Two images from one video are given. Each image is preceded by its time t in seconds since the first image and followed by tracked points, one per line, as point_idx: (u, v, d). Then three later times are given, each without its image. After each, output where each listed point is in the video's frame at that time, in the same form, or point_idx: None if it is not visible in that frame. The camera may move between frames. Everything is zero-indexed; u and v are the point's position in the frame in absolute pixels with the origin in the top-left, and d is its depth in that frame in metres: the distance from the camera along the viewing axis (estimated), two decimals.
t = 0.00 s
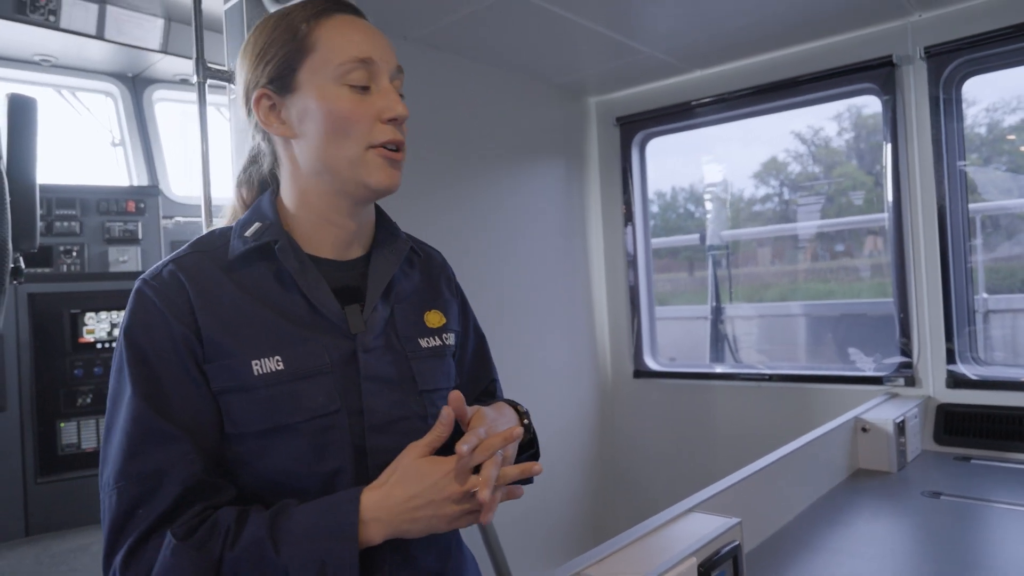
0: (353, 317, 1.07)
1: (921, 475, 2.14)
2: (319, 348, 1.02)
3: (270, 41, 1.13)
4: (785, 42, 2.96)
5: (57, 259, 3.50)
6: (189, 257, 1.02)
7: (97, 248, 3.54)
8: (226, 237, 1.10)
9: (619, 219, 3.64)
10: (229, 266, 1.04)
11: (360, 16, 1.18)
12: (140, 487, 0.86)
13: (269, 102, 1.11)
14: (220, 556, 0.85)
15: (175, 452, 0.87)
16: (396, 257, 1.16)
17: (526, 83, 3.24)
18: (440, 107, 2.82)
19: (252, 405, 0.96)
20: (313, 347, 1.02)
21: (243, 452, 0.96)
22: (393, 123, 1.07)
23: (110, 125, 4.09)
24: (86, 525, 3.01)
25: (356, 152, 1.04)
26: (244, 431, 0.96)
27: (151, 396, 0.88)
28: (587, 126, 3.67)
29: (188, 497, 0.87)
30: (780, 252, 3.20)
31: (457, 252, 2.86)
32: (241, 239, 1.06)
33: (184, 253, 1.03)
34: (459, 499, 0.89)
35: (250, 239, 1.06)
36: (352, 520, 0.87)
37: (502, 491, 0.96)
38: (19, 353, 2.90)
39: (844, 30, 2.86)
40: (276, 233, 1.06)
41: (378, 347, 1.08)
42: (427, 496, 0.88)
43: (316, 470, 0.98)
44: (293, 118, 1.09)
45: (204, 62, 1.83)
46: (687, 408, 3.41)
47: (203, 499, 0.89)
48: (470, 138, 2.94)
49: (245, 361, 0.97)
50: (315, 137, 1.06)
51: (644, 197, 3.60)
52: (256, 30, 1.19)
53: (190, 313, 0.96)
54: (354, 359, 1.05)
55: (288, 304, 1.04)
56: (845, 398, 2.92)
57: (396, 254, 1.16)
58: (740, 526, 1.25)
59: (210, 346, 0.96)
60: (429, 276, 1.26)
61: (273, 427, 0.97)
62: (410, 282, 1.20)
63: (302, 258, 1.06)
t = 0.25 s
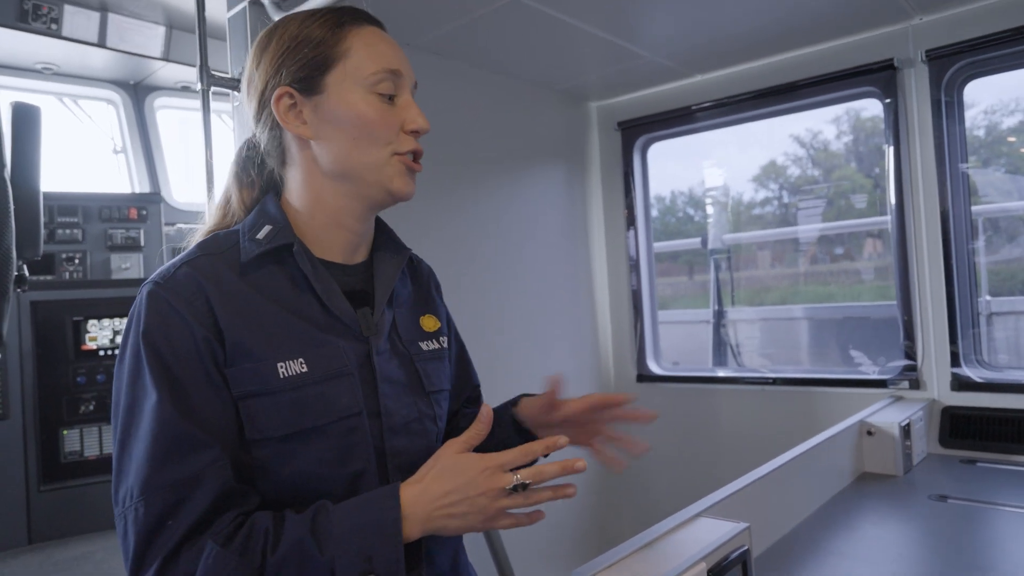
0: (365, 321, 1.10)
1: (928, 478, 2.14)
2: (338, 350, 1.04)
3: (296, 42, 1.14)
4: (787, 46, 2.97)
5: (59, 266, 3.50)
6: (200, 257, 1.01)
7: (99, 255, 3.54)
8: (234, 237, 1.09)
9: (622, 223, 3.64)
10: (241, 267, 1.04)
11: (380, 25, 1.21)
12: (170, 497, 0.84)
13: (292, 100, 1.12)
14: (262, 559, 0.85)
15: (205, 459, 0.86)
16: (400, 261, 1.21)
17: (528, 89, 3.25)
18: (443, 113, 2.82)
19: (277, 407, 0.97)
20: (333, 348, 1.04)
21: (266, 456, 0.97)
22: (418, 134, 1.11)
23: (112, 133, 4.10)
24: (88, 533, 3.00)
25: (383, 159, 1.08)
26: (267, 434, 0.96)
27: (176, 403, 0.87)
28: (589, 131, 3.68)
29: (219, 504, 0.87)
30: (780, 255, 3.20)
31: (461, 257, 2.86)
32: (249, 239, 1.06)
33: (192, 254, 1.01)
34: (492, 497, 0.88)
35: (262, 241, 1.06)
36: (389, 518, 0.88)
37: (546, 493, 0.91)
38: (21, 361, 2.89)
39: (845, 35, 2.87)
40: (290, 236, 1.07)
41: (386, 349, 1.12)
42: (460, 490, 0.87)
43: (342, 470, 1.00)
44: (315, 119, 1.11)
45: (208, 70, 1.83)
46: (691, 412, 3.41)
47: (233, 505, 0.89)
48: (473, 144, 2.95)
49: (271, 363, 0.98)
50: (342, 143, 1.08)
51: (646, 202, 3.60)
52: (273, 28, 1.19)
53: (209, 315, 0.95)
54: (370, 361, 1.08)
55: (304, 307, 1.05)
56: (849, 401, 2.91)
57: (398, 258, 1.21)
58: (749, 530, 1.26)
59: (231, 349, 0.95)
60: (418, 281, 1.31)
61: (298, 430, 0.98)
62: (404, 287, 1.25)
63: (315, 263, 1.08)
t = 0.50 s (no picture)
0: (365, 327, 1.13)
1: (934, 483, 2.14)
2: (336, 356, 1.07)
3: (303, 48, 1.15)
4: (788, 52, 2.98)
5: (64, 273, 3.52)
6: (201, 264, 1.04)
7: (104, 262, 3.56)
8: (233, 243, 1.12)
9: (624, 227, 3.65)
10: (240, 273, 1.07)
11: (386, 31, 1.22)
12: (148, 505, 0.85)
13: (298, 108, 1.12)
14: None
15: (185, 469, 0.87)
16: (403, 267, 1.23)
17: (531, 95, 3.26)
18: (447, 119, 2.83)
19: (271, 414, 0.99)
20: (330, 354, 1.06)
21: (257, 464, 0.98)
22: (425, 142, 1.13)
23: (116, 140, 4.13)
24: (93, 540, 3.00)
25: (391, 166, 1.09)
26: (260, 442, 0.98)
27: (160, 411, 0.88)
28: (592, 137, 3.69)
29: (197, 514, 0.87)
30: (781, 259, 3.21)
31: (464, 263, 2.87)
32: (251, 246, 1.09)
33: (191, 262, 1.04)
34: (473, 533, 0.83)
35: (262, 247, 1.08)
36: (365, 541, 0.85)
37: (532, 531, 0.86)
38: (27, 368, 2.90)
39: (846, 40, 2.88)
40: (290, 242, 1.09)
41: (387, 356, 1.14)
42: (438, 525, 0.83)
43: (336, 478, 1.02)
44: (322, 126, 1.12)
45: (214, 78, 1.84)
46: (695, 417, 3.41)
47: (210, 517, 0.89)
48: (476, 150, 2.96)
49: (266, 370, 1.00)
50: (350, 150, 1.09)
51: (648, 207, 3.61)
52: (278, 33, 1.20)
53: (204, 323, 0.97)
54: (369, 367, 1.11)
55: (303, 313, 1.08)
56: (853, 405, 2.91)
57: (402, 264, 1.23)
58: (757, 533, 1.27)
59: (225, 357, 0.97)
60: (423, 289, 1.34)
61: (292, 437, 1.00)
62: (410, 294, 1.27)
63: (315, 268, 1.11)
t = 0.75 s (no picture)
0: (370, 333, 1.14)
1: (939, 485, 2.14)
2: (336, 362, 1.09)
3: (283, 60, 1.21)
4: (790, 56, 2.99)
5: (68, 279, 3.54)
6: (205, 269, 1.09)
7: (108, 267, 3.57)
8: (239, 251, 1.16)
9: (628, 232, 3.65)
10: (244, 278, 1.11)
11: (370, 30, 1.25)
12: (130, 505, 0.90)
13: (283, 119, 1.19)
14: None
15: (166, 473, 0.91)
16: (412, 273, 1.24)
17: (533, 101, 3.27)
18: (450, 124, 2.84)
19: (264, 420, 1.01)
20: (328, 360, 1.08)
21: (248, 468, 1.01)
22: (407, 134, 1.12)
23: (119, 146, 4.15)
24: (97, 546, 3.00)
25: (371, 164, 1.10)
26: (253, 446, 1.01)
27: (147, 414, 0.92)
28: (594, 142, 3.70)
29: (177, 516, 0.91)
30: (782, 263, 3.23)
31: (468, 268, 2.87)
32: (257, 252, 1.13)
33: (196, 267, 1.09)
34: (442, 545, 0.84)
35: (266, 253, 1.12)
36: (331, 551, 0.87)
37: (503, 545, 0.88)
38: (32, 374, 2.91)
39: (847, 44, 2.89)
40: (291, 248, 1.12)
41: (393, 362, 1.16)
42: (407, 534, 0.84)
43: (329, 486, 1.04)
44: (306, 134, 1.17)
45: (220, 85, 1.84)
46: (698, 421, 3.41)
47: (191, 518, 0.93)
48: (480, 155, 2.97)
49: (260, 376, 1.03)
50: (330, 153, 1.12)
51: (650, 211, 3.62)
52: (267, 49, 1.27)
53: (202, 329, 1.00)
54: (371, 373, 1.12)
55: (305, 319, 1.11)
56: (856, 408, 2.92)
57: (411, 270, 1.24)
58: (763, 536, 1.28)
59: (219, 363, 1.01)
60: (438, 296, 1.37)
61: (285, 443, 1.03)
62: (422, 299, 1.30)
63: (318, 273, 1.14)
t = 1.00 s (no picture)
0: (370, 337, 1.18)
1: (942, 488, 2.14)
2: (332, 368, 1.14)
3: (275, 77, 1.26)
4: (790, 60, 3.00)
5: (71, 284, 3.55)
6: (214, 275, 1.17)
7: (110, 272, 3.59)
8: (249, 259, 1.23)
9: (630, 235, 3.66)
10: (249, 284, 1.18)
11: (355, 33, 1.26)
12: (135, 501, 0.98)
13: (281, 135, 1.25)
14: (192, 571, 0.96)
15: (167, 472, 0.99)
16: (418, 277, 1.26)
17: (535, 105, 3.28)
18: (452, 129, 2.85)
19: (260, 423, 1.07)
20: (326, 365, 1.14)
21: (248, 468, 1.08)
22: (387, 135, 1.12)
23: (122, 151, 4.25)
24: (97, 551, 2.99)
25: (354, 170, 1.12)
26: (252, 448, 1.07)
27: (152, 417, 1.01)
28: (596, 146, 3.70)
29: (177, 513, 0.99)
30: (783, 266, 3.23)
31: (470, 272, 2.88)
32: (264, 258, 1.20)
33: (207, 274, 1.16)
34: (420, 553, 0.87)
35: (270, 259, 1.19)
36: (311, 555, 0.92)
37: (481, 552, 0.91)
38: (34, 380, 2.91)
39: (848, 48, 2.89)
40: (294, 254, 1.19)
41: (396, 367, 1.19)
42: (387, 542, 0.88)
43: (324, 489, 1.09)
44: (299, 146, 1.21)
45: (224, 89, 1.85)
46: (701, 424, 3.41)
47: (191, 515, 1.00)
48: (482, 160, 2.97)
49: (256, 381, 1.09)
50: (319, 163, 1.15)
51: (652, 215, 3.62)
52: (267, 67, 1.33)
53: (204, 337, 1.07)
54: (368, 377, 1.16)
55: (307, 325, 1.16)
56: (859, 411, 2.92)
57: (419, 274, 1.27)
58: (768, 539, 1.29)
59: (219, 367, 1.07)
60: (458, 298, 1.39)
61: (280, 446, 1.08)
62: (437, 303, 1.32)
63: (318, 277, 1.18)
